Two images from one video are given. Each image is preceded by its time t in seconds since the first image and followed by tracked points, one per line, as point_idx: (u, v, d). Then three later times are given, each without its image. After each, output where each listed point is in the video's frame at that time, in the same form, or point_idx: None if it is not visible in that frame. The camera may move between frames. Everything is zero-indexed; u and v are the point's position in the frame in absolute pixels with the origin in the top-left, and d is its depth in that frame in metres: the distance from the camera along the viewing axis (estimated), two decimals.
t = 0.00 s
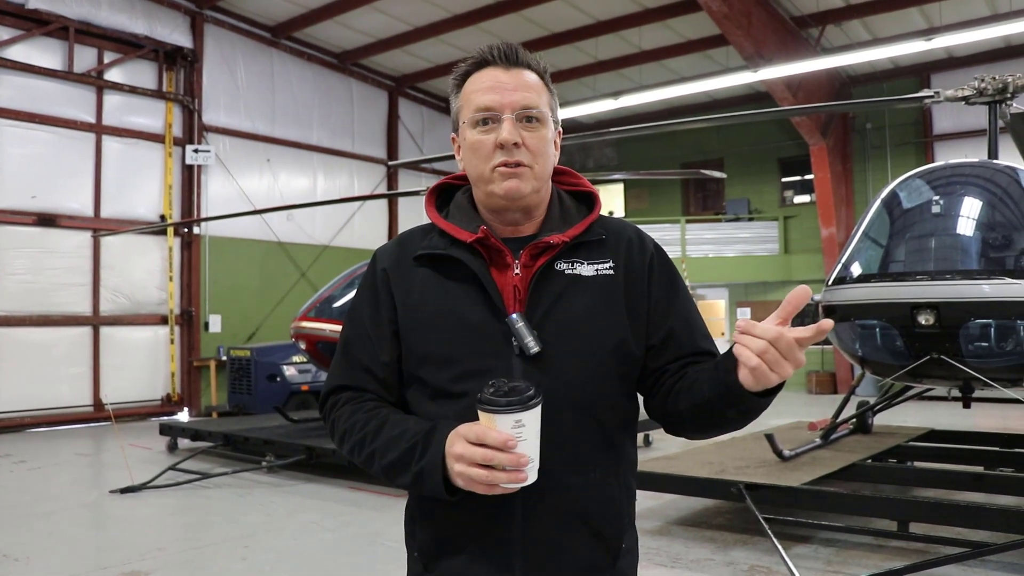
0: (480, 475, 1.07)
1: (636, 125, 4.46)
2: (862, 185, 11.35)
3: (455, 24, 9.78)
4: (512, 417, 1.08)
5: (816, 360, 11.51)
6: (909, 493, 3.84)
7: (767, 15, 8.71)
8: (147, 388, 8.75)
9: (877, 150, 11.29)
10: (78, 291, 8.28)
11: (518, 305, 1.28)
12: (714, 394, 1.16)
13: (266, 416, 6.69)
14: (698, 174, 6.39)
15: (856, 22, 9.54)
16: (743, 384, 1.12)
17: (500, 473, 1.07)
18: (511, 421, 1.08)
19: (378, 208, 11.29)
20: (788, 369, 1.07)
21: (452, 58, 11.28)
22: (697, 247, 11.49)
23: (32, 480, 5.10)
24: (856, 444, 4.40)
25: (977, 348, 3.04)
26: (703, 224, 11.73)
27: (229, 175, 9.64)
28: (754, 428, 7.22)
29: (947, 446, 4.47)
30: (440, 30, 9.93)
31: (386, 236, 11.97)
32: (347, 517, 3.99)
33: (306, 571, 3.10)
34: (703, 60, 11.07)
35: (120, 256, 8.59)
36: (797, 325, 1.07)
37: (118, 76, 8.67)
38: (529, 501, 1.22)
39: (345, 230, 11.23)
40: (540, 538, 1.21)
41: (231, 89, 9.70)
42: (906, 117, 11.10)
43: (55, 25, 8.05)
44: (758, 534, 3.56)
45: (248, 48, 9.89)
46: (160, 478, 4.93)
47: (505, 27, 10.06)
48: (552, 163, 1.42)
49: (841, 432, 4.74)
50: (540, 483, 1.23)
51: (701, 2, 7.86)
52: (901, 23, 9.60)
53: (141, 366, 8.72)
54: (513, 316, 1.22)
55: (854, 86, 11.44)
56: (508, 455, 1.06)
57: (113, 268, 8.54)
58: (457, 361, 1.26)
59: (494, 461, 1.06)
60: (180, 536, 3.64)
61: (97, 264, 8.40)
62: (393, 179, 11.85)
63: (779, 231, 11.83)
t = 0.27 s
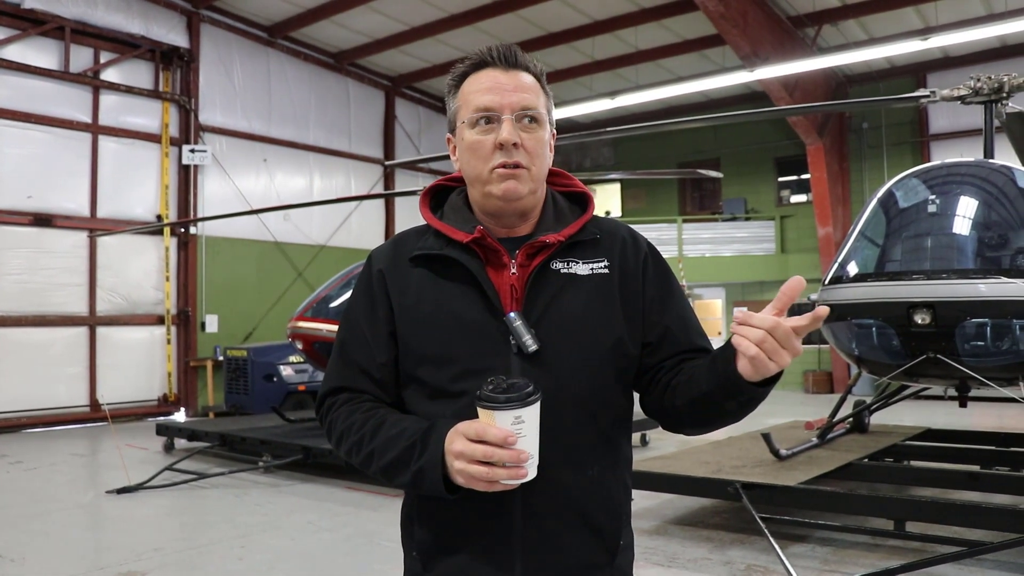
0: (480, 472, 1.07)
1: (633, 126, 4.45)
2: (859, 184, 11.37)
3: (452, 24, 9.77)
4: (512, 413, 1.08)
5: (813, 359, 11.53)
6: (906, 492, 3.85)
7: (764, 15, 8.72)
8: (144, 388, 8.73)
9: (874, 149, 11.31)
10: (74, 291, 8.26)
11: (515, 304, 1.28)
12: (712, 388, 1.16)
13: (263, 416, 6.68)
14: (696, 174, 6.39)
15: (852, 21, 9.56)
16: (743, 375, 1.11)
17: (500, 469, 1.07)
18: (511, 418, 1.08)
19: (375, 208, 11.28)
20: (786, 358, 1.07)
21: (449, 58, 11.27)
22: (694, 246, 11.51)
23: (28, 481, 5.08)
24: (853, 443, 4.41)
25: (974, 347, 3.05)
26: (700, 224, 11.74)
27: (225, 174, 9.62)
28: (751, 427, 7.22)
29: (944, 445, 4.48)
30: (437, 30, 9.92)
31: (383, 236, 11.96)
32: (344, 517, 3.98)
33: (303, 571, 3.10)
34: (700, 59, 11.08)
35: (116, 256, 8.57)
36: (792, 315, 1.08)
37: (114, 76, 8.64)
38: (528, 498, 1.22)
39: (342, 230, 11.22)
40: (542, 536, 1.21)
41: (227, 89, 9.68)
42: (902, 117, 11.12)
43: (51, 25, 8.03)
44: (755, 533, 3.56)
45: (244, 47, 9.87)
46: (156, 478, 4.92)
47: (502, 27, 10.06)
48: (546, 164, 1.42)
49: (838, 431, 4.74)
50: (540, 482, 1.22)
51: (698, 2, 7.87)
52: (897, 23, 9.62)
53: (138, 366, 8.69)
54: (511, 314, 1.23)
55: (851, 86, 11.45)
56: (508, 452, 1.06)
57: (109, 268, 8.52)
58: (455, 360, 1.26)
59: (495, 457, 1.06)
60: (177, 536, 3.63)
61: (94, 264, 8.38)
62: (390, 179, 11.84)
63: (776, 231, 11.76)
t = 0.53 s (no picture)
0: (468, 470, 1.07)
1: (630, 125, 4.45)
2: (855, 184, 11.38)
3: (449, 24, 9.76)
4: (499, 412, 1.07)
5: (809, 359, 11.55)
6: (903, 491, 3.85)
7: (760, 15, 8.72)
8: (140, 388, 8.70)
9: (871, 149, 11.33)
10: (70, 291, 8.23)
11: (506, 304, 1.28)
12: (696, 387, 1.16)
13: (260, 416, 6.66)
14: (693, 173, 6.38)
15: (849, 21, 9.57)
16: (717, 376, 1.12)
17: (489, 467, 1.07)
18: (499, 416, 1.08)
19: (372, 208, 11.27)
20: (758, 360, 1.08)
21: (446, 58, 11.27)
22: (691, 246, 11.51)
23: (24, 481, 5.06)
24: (850, 443, 4.41)
25: (970, 346, 3.05)
26: (697, 223, 11.75)
27: (222, 174, 9.60)
28: (748, 427, 7.22)
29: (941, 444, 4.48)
30: (434, 29, 9.91)
31: (381, 236, 11.95)
32: (341, 517, 3.97)
33: (300, 571, 3.09)
34: (697, 59, 11.08)
35: (113, 256, 8.54)
36: (765, 316, 1.08)
37: (110, 76, 8.61)
38: (520, 496, 1.21)
39: (339, 230, 11.20)
40: (534, 534, 1.21)
41: (224, 89, 9.67)
42: (899, 117, 11.14)
43: (47, 24, 8.00)
44: (752, 533, 3.56)
45: (240, 47, 9.85)
46: (153, 478, 4.91)
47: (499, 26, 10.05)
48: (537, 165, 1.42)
49: (835, 431, 4.74)
50: (532, 480, 1.22)
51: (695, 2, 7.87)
52: (893, 23, 9.63)
53: (134, 366, 8.67)
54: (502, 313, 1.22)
55: (848, 86, 11.47)
56: (496, 450, 1.06)
57: (106, 268, 8.50)
58: (447, 360, 1.26)
59: (483, 455, 1.06)
60: (173, 536, 3.62)
61: (90, 264, 8.36)
62: (387, 179, 11.83)
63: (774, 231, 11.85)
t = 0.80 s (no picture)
0: (463, 468, 1.07)
1: (629, 124, 4.44)
2: (853, 184, 11.40)
3: (447, 23, 9.75)
4: (493, 411, 1.07)
5: (807, 359, 11.57)
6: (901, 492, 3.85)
7: (759, 16, 8.73)
8: (138, 388, 8.69)
9: (868, 149, 11.34)
10: (68, 291, 8.22)
11: (499, 303, 1.27)
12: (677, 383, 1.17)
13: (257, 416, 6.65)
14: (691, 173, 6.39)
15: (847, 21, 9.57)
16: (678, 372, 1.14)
17: (484, 466, 1.06)
18: (494, 415, 1.07)
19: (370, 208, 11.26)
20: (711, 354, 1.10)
21: (445, 57, 11.26)
22: (689, 247, 11.51)
23: (22, 481, 5.05)
24: (848, 442, 4.41)
25: (969, 347, 3.04)
26: (695, 224, 11.75)
27: (220, 174, 9.59)
28: (745, 427, 7.22)
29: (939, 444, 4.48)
30: (432, 29, 9.90)
31: (379, 235, 11.95)
32: (339, 517, 3.97)
33: (298, 571, 3.08)
34: (695, 59, 11.08)
35: (111, 256, 8.53)
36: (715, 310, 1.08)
37: (109, 75, 8.60)
38: (513, 495, 1.21)
39: (337, 230, 11.20)
40: (528, 533, 1.20)
41: (222, 88, 9.65)
42: (896, 117, 11.15)
43: (45, 24, 7.99)
44: (750, 533, 3.56)
45: (239, 47, 9.83)
46: (151, 478, 4.90)
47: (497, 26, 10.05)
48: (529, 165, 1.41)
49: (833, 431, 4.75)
50: (525, 479, 1.21)
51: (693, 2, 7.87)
52: (891, 23, 9.64)
53: (133, 366, 8.66)
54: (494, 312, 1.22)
55: (846, 86, 11.49)
56: (491, 449, 1.05)
57: (104, 267, 8.48)
58: (441, 359, 1.25)
59: (477, 454, 1.05)
60: (171, 536, 3.61)
61: (89, 264, 8.34)
62: (385, 178, 11.82)
63: (772, 230, 11.84)
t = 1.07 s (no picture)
0: (454, 463, 1.07)
1: (627, 124, 4.43)
2: (851, 184, 11.40)
3: (445, 23, 9.75)
4: (481, 406, 1.06)
5: (805, 359, 11.57)
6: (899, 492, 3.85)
7: (757, 16, 8.73)
8: (136, 387, 8.67)
9: (867, 149, 11.33)
10: (66, 290, 8.20)
11: (494, 299, 1.26)
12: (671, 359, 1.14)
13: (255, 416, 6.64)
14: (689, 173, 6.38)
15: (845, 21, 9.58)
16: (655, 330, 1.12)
17: (474, 461, 1.06)
18: (482, 410, 1.06)
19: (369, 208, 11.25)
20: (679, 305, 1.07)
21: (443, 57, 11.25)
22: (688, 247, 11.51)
23: (20, 481, 5.04)
24: (847, 443, 4.41)
25: (967, 347, 3.04)
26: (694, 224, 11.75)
27: (218, 174, 9.58)
28: (743, 427, 7.22)
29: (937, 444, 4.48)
30: (430, 29, 9.89)
31: (377, 234, 11.93)
32: (337, 517, 3.96)
33: (297, 570, 3.08)
34: (693, 59, 11.08)
35: (109, 255, 8.51)
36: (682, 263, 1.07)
37: (107, 75, 8.58)
38: (508, 491, 1.21)
39: (336, 229, 11.18)
40: (522, 530, 1.20)
41: (220, 88, 9.64)
42: (895, 117, 11.16)
43: (43, 24, 7.97)
44: (749, 533, 3.56)
45: (237, 46, 9.82)
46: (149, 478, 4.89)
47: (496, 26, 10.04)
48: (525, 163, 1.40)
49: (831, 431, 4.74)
50: (520, 475, 1.21)
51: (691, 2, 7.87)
52: (890, 23, 9.64)
53: (131, 365, 8.65)
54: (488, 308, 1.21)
55: (844, 86, 11.49)
56: (480, 443, 1.05)
57: (102, 267, 8.46)
58: (437, 356, 1.25)
59: (466, 449, 1.05)
60: (170, 536, 3.61)
61: (87, 263, 8.32)
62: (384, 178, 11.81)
63: (770, 230, 11.89)
